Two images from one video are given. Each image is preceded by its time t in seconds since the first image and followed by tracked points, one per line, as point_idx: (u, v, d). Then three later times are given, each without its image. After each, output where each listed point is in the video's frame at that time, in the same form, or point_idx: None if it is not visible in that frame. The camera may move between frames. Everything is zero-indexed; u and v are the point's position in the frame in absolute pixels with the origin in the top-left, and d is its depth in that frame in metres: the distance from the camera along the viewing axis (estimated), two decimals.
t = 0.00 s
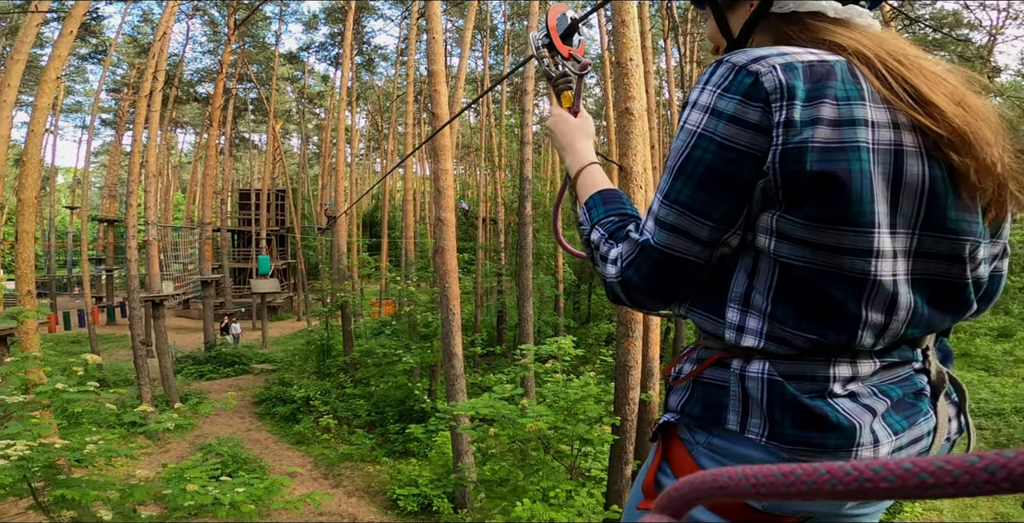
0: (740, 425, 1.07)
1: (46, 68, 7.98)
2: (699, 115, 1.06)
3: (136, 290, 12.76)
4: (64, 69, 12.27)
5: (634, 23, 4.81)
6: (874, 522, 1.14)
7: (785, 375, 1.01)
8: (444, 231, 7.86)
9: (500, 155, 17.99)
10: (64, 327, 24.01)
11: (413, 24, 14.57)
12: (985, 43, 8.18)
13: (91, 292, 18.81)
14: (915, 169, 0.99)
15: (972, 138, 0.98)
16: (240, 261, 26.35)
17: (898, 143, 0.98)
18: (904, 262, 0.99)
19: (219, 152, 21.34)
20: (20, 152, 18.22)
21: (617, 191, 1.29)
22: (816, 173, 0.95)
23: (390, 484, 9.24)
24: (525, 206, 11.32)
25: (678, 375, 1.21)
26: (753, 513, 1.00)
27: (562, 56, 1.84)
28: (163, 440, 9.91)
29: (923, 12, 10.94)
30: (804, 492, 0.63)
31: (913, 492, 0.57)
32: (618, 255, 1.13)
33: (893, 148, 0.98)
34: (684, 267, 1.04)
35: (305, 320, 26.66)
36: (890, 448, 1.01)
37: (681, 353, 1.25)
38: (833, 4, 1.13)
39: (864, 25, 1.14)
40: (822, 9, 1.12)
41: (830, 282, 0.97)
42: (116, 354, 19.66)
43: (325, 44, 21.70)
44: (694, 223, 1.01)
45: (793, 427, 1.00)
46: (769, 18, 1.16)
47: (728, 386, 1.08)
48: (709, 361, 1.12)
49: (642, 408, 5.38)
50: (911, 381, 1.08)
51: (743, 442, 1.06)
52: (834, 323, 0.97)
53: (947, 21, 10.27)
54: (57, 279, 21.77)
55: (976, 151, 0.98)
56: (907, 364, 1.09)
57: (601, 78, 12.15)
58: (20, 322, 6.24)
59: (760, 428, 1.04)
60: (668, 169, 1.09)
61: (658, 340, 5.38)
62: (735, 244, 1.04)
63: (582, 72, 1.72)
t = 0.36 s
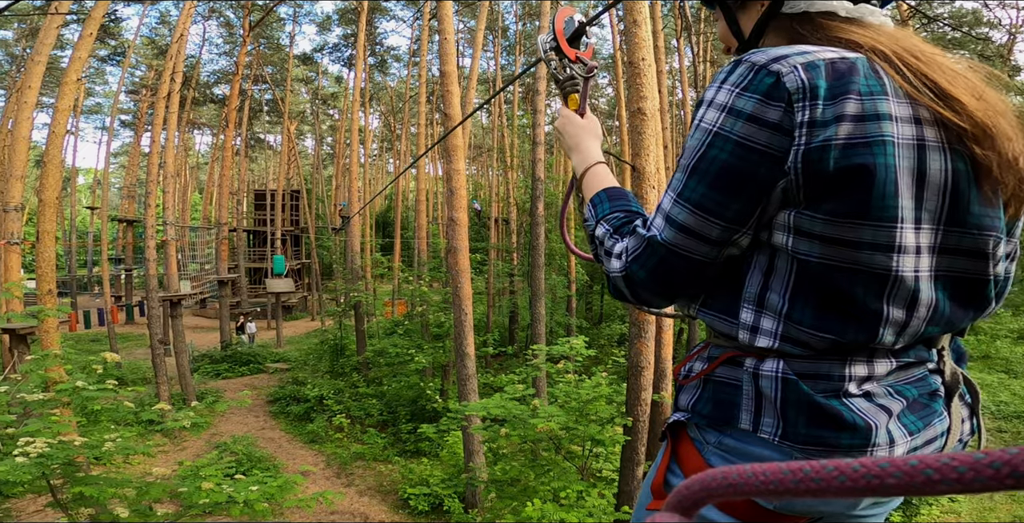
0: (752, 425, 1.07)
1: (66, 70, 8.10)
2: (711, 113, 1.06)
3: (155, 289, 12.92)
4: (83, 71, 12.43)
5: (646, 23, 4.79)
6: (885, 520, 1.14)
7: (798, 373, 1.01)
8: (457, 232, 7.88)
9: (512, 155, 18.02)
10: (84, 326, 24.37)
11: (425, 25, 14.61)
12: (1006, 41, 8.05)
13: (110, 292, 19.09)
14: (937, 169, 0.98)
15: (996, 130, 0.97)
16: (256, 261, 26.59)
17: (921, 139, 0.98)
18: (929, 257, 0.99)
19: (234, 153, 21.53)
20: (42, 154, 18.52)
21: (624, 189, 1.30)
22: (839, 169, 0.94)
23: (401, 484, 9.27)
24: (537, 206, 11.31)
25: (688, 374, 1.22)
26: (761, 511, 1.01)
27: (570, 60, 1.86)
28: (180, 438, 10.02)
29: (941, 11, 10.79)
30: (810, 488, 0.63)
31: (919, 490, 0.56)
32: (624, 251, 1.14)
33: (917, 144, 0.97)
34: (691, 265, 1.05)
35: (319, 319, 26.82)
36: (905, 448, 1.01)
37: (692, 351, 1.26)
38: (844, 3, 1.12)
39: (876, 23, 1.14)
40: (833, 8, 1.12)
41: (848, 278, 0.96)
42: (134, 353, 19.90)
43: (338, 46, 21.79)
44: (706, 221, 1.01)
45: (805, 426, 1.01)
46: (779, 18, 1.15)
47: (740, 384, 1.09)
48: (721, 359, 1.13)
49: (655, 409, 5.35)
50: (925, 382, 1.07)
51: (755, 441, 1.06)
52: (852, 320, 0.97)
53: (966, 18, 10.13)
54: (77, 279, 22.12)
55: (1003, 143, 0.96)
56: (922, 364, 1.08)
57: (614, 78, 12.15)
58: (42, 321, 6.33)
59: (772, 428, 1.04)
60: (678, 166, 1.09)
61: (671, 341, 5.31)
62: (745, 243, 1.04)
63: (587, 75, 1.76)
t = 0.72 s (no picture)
0: (779, 427, 1.06)
1: (103, 73, 8.33)
2: (741, 111, 1.05)
3: (186, 288, 13.20)
4: (118, 74, 12.71)
5: (668, 23, 4.76)
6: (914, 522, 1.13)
7: (830, 375, 1.00)
8: (479, 233, 7.90)
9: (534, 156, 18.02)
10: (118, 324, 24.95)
11: (448, 26, 14.68)
12: None
13: (143, 291, 19.51)
14: (977, 164, 0.98)
15: None
16: (282, 262, 26.92)
17: (957, 132, 0.97)
18: (968, 250, 0.98)
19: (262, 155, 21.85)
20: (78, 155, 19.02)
21: (649, 190, 1.30)
22: (879, 161, 0.94)
23: (421, 484, 9.30)
24: (560, 208, 11.29)
25: (711, 376, 1.21)
26: (784, 514, 0.99)
27: (591, 64, 1.85)
28: (209, 435, 10.20)
29: (976, 8, 10.52)
30: (816, 485, 0.62)
31: (920, 486, 0.56)
32: (651, 250, 1.13)
33: (952, 138, 0.97)
34: (718, 264, 1.04)
35: (343, 320, 27.07)
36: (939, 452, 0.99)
37: (715, 353, 1.25)
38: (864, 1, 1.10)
39: (897, 22, 1.12)
40: (853, 7, 1.09)
41: (881, 272, 0.95)
42: (166, 350, 20.31)
43: (362, 48, 21.97)
44: (738, 217, 1.00)
45: (836, 428, 0.99)
46: (799, 19, 1.14)
47: (768, 386, 1.08)
48: (747, 361, 1.12)
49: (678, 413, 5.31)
50: (958, 384, 1.05)
51: (782, 444, 1.05)
52: (888, 318, 0.95)
53: (1003, 16, 9.86)
54: (111, 278, 22.67)
55: None
56: (955, 366, 1.06)
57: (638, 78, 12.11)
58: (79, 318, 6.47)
59: (801, 430, 1.02)
60: (706, 165, 1.08)
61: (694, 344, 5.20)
62: (776, 240, 1.03)
63: (608, 77, 1.75)
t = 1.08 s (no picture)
0: (829, 431, 1.02)
1: (162, 78, 8.68)
2: (788, 109, 1.03)
3: (238, 287, 13.64)
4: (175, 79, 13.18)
5: (710, 22, 4.74)
6: None
7: (884, 378, 0.97)
8: (518, 234, 7.92)
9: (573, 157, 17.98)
10: (174, 321, 26.06)
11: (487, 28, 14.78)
12: None
13: (197, 290, 20.29)
14: None
15: None
16: (327, 262, 27.54)
17: (1018, 132, 0.96)
18: None
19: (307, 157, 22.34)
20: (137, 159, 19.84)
21: (688, 190, 1.28)
22: (937, 160, 0.92)
23: (457, 482, 9.37)
24: (600, 209, 11.24)
25: (754, 379, 1.18)
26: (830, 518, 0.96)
27: (630, 65, 1.84)
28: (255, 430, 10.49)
29: None
30: (837, 480, 0.64)
31: (945, 481, 0.57)
32: (693, 248, 1.11)
33: (1015, 137, 0.95)
34: (764, 263, 1.01)
35: (384, 319, 27.50)
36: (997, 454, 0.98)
37: (760, 356, 1.21)
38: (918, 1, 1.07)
39: (952, 23, 1.09)
40: (905, 8, 1.07)
41: (937, 272, 0.93)
42: (218, 346, 21.02)
43: (402, 51, 22.26)
44: (787, 215, 0.97)
45: (889, 431, 0.95)
46: (849, 19, 1.11)
47: (816, 389, 1.04)
48: (794, 363, 1.08)
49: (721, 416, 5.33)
50: (1016, 389, 1.03)
51: (830, 448, 1.01)
52: (946, 319, 0.92)
53: None
54: (168, 277, 23.64)
55: None
56: (1012, 372, 1.04)
57: (679, 76, 11.96)
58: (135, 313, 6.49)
59: (851, 433, 0.99)
60: (752, 163, 1.06)
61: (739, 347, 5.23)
62: (825, 240, 1.00)
63: (646, 79, 1.74)
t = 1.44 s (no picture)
0: (895, 435, 0.98)
1: (231, 83, 9.08)
2: (859, 106, 0.99)
3: (298, 285, 14.09)
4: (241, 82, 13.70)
5: (768, 20, 4.62)
6: None
7: (957, 383, 0.94)
8: (568, 236, 7.92)
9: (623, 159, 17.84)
10: (240, 316, 27.27)
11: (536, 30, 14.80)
12: None
13: (261, 287, 21.13)
14: None
15: None
16: (381, 262, 28.10)
17: None
18: None
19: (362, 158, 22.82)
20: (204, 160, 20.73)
21: (742, 190, 1.25)
22: None
23: (500, 482, 9.40)
24: (652, 211, 11.09)
25: (818, 382, 1.13)
26: None
27: (678, 73, 1.80)
28: (309, 425, 10.80)
29: None
30: (860, 472, 0.69)
31: (962, 468, 0.64)
32: (749, 241, 1.07)
33: None
34: (823, 260, 0.98)
35: (435, 319, 27.84)
36: None
37: (824, 360, 1.17)
38: None
39: None
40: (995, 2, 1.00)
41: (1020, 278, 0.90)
42: (278, 341, 21.77)
43: (451, 53, 22.47)
44: (852, 214, 0.94)
45: (963, 435, 0.93)
46: (934, 16, 1.06)
47: (885, 393, 1.00)
48: (862, 367, 1.04)
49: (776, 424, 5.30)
50: None
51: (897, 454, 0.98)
52: (1021, 324, 0.91)
53: None
54: (235, 274, 24.75)
55: None
56: None
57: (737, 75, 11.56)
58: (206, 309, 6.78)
59: (921, 439, 0.95)
60: (818, 159, 1.02)
61: (798, 355, 5.37)
62: (891, 242, 0.96)
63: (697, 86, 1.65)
